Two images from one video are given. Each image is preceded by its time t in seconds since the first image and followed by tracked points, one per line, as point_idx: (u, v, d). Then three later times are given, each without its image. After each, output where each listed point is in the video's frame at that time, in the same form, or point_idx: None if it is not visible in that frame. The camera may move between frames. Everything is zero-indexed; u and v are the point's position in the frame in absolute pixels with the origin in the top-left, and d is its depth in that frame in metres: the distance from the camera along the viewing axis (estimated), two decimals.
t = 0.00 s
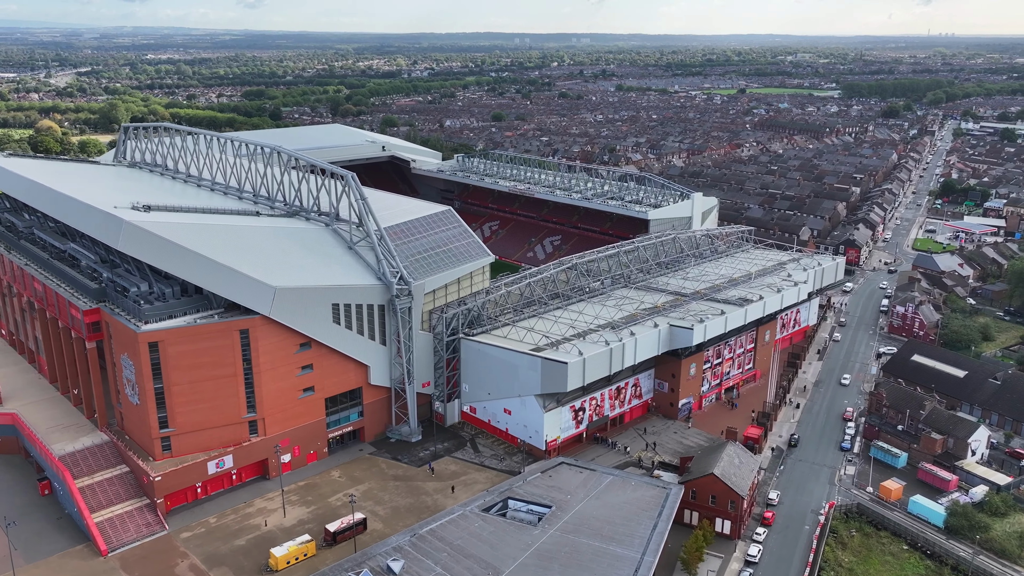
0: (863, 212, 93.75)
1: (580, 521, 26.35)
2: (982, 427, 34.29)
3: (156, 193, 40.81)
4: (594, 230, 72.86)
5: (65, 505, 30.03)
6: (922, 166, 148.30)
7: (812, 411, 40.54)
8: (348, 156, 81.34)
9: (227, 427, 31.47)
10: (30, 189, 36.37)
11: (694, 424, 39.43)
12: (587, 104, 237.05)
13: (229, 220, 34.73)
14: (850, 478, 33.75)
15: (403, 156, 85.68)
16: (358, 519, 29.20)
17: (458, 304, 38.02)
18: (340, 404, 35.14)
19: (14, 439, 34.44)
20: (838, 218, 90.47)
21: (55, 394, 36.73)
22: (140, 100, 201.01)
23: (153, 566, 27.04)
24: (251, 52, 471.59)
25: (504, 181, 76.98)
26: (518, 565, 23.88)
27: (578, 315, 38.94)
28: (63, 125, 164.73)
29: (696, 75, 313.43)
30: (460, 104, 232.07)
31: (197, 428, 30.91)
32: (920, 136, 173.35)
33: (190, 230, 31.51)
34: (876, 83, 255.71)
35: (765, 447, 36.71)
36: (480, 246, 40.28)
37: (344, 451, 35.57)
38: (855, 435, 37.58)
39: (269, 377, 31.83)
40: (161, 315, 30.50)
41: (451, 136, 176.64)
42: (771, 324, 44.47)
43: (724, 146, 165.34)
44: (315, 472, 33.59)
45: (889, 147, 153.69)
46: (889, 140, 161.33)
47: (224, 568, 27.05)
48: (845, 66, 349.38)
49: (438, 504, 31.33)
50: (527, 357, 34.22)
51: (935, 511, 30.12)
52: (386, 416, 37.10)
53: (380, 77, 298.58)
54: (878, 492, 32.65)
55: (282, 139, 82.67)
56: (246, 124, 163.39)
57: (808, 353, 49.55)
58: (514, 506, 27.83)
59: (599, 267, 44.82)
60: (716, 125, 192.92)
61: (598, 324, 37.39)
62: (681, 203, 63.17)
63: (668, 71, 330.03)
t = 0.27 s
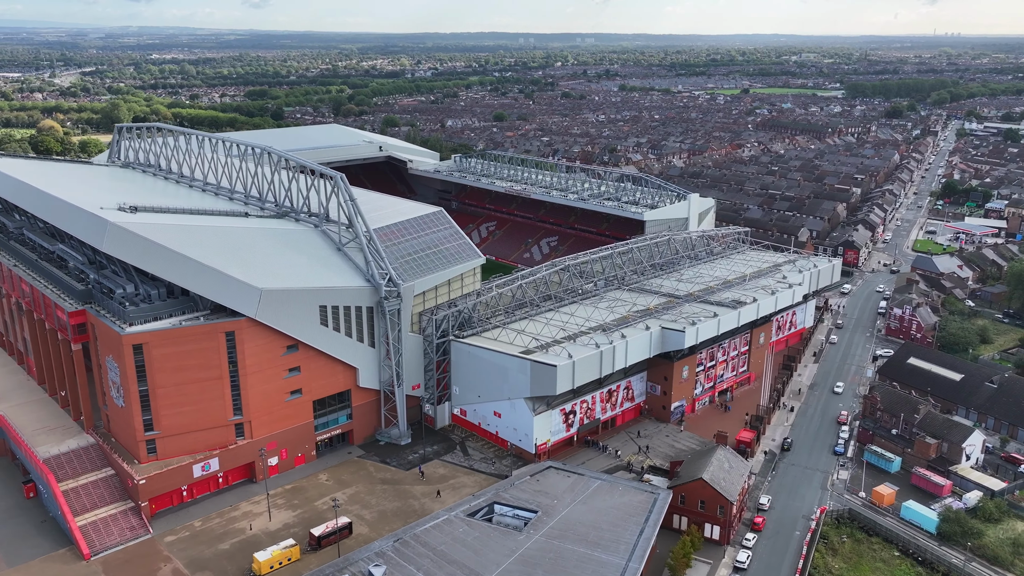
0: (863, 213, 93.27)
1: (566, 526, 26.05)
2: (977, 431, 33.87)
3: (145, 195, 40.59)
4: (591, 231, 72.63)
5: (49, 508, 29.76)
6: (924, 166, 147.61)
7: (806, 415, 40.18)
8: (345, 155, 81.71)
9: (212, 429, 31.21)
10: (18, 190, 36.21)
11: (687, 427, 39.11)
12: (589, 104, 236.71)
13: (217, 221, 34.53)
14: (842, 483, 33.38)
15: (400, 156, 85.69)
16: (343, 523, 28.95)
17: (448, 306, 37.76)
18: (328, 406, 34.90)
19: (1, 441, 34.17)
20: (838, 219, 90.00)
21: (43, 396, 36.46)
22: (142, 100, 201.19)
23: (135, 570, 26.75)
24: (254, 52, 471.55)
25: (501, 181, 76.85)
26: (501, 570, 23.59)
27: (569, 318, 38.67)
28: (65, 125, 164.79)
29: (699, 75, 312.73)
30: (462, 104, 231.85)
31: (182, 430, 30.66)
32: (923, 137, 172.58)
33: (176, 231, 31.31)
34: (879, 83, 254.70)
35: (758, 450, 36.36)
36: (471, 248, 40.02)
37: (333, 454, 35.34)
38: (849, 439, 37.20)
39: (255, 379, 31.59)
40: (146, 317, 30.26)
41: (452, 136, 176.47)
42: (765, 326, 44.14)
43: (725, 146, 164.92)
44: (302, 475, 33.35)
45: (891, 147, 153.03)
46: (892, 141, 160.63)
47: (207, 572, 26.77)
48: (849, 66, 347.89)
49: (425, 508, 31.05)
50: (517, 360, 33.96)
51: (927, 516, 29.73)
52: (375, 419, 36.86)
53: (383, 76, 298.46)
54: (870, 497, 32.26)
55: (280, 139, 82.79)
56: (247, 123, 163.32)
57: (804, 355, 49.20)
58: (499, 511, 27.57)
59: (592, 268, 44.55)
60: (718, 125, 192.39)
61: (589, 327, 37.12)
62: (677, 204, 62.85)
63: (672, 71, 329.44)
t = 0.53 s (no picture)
0: (877, 215, 92.06)
1: (561, 532, 25.72)
2: (986, 439, 33.16)
3: (150, 194, 40.69)
4: (599, 232, 72.22)
5: (48, 507, 29.85)
6: (942, 168, 145.62)
7: (812, 420, 39.59)
8: (354, 156, 82.00)
9: (211, 430, 31.17)
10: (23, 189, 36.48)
11: (690, 431, 38.64)
12: (604, 104, 235.85)
13: (218, 221, 34.53)
14: (847, 490, 32.81)
15: (409, 156, 85.83)
16: (339, 526, 28.79)
17: (449, 308, 37.53)
18: (328, 407, 34.78)
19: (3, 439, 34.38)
20: (852, 221, 88.92)
21: (46, 394, 36.65)
22: (160, 100, 202.81)
23: (130, 570, 26.71)
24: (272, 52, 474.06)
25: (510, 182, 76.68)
26: None
27: (571, 320, 38.34)
28: (83, 124, 166.27)
29: (716, 75, 310.72)
30: (476, 104, 231.79)
31: (180, 430, 30.63)
32: (941, 137, 170.25)
33: (175, 231, 31.33)
34: (899, 83, 251.66)
35: (762, 456, 35.85)
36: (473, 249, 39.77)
37: (332, 455, 35.22)
38: (855, 445, 36.59)
39: (254, 380, 31.53)
40: (145, 317, 30.28)
41: (465, 136, 176.41)
42: (772, 330, 43.56)
43: (739, 147, 163.62)
44: (300, 477, 33.26)
45: (909, 148, 151.12)
46: (910, 142, 158.59)
47: (201, 573, 26.70)
48: (869, 66, 343.94)
49: (423, 511, 30.83)
50: (517, 362, 33.68)
51: (933, 525, 29.11)
52: (375, 420, 36.70)
53: (399, 76, 299.13)
54: (875, 504, 31.67)
55: (290, 139, 83.14)
56: (262, 123, 164.00)
57: (812, 359, 48.55)
58: (495, 515, 27.28)
59: (597, 270, 44.16)
60: (733, 126, 190.94)
61: (591, 330, 36.78)
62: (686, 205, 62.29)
63: (689, 71, 327.58)
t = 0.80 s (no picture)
0: (897, 217, 90.68)
1: (559, 537, 25.41)
2: (1000, 448, 32.40)
3: (159, 194, 40.97)
4: (612, 233, 71.74)
5: (52, 504, 30.09)
6: (966, 170, 143.26)
7: (823, 426, 38.94)
8: (368, 156, 82.18)
9: (214, 429, 31.23)
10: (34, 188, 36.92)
11: (697, 436, 38.14)
12: (623, 104, 234.81)
13: (224, 221, 34.61)
14: (855, 498, 32.19)
15: (423, 156, 85.99)
16: (338, 527, 28.69)
17: (454, 309, 37.37)
18: (332, 408, 34.73)
19: (11, 436, 34.76)
20: (871, 224, 87.68)
21: (54, 392, 37.02)
22: (183, 99, 204.96)
23: (130, 568, 26.79)
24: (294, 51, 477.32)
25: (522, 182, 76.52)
26: None
27: (577, 322, 38.05)
28: (107, 124, 168.26)
29: (737, 75, 308.21)
30: (496, 104, 231.74)
31: (183, 429, 30.70)
32: (966, 139, 167.41)
33: (180, 230, 31.46)
34: (924, 84, 247.95)
35: (769, 462, 35.30)
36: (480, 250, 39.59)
37: (336, 456, 35.17)
38: (865, 452, 35.94)
39: (256, 379, 31.55)
40: (149, 316, 30.38)
41: (483, 135, 176.40)
42: (783, 334, 42.91)
43: (758, 147, 162.10)
44: (303, 477, 33.24)
45: (932, 149, 148.84)
46: (933, 143, 156.14)
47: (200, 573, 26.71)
48: (894, 66, 339.09)
49: (423, 514, 30.68)
50: (521, 364, 33.41)
51: (941, 535, 28.47)
52: (379, 421, 36.59)
53: (419, 76, 300.03)
54: (883, 513, 31.04)
55: (305, 138, 83.46)
56: (282, 122, 165.03)
57: (825, 363, 47.81)
58: (494, 518, 27.02)
59: (606, 272, 43.80)
60: (753, 126, 189.20)
61: (597, 332, 36.44)
62: (700, 206, 61.62)
63: (711, 71, 325.26)
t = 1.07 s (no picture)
0: (916, 220, 89.34)
1: (556, 542, 25.12)
2: (1012, 457, 31.66)
3: (168, 194, 41.25)
4: (624, 234, 71.27)
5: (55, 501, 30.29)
6: (989, 172, 140.95)
7: (832, 432, 38.32)
8: (380, 156, 82.25)
9: (215, 429, 31.29)
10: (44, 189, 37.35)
11: (703, 440, 37.69)
12: (642, 104, 233.64)
13: (228, 221, 34.71)
14: (862, 505, 31.62)
15: (436, 156, 86.06)
16: (336, 529, 28.59)
17: (458, 310, 37.21)
18: (334, 408, 34.69)
19: (18, 433, 35.00)
20: (889, 226, 86.43)
21: (62, 389, 37.30)
22: (205, 98, 206.58)
23: (129, 567, 26.87)
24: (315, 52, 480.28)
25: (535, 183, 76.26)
26: None
27: (583, 325, 37.74)
28: (129, 123, 169.89)
29: (759, 76, 305.58)
30: (514, 104, 231.45)
31: (184, 429, 30.80)
32: (990, 140, 164.76)
33: (183, 231, 31.56)
34: (948, 84, 244.26)
35: (776, 467, 34.78)
36: (485, 251, 39.41)
37: (338, 456, 35.14)
38: (874, 459, 35.30)
39: (258, 379, 31.57)
40: (151, 315, 30.50)
41: (500, 135, 176.23)
42: (793, 338, 42.30)
43: (776, 148, 160.60)
44: (305, 477, 33.24)
45: (954, 151, 146.60)
46: (956, 144, 153.80)
47: (198, 573, 26.74)
48: (918, 66, 334.53)
49: (423, 516, 30.52)
50: (524, 367, 33.16)
51: (949, 546, 27.85)
52: (382, 422, 36.52)
53: (437, 76, 300.74)
54: (890, 522, 30.46)
55: (318, 139, 83.75)
56: (300, 121, 165.82)
57: (837, 368, 47.11)
58: (492, 522, 26.81)
59: (614, 274, 43.44)
60: (772, 127, 187.50)
61: (602, 335, 36.13)
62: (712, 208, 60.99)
63: (732, 71, 322.83)
